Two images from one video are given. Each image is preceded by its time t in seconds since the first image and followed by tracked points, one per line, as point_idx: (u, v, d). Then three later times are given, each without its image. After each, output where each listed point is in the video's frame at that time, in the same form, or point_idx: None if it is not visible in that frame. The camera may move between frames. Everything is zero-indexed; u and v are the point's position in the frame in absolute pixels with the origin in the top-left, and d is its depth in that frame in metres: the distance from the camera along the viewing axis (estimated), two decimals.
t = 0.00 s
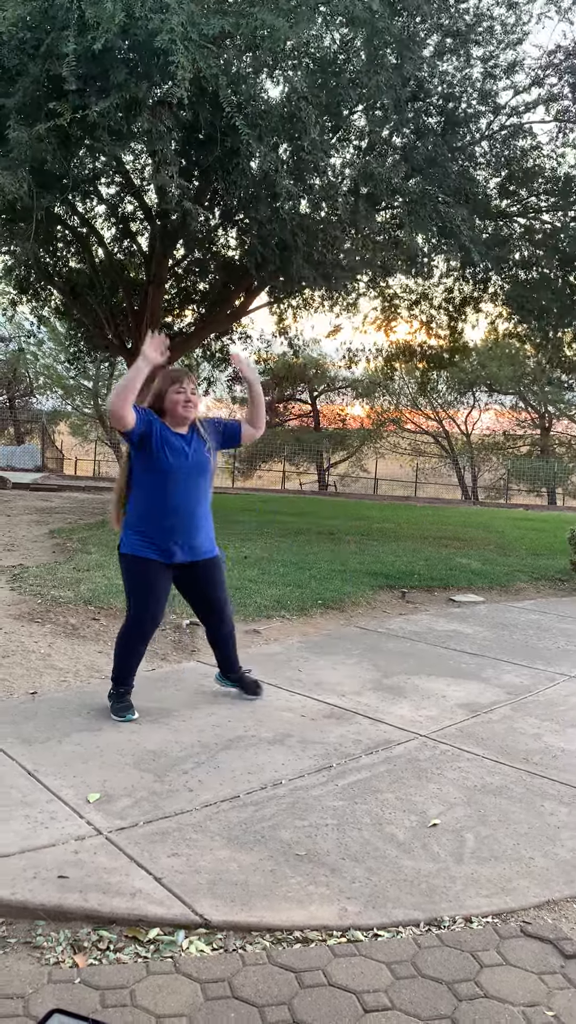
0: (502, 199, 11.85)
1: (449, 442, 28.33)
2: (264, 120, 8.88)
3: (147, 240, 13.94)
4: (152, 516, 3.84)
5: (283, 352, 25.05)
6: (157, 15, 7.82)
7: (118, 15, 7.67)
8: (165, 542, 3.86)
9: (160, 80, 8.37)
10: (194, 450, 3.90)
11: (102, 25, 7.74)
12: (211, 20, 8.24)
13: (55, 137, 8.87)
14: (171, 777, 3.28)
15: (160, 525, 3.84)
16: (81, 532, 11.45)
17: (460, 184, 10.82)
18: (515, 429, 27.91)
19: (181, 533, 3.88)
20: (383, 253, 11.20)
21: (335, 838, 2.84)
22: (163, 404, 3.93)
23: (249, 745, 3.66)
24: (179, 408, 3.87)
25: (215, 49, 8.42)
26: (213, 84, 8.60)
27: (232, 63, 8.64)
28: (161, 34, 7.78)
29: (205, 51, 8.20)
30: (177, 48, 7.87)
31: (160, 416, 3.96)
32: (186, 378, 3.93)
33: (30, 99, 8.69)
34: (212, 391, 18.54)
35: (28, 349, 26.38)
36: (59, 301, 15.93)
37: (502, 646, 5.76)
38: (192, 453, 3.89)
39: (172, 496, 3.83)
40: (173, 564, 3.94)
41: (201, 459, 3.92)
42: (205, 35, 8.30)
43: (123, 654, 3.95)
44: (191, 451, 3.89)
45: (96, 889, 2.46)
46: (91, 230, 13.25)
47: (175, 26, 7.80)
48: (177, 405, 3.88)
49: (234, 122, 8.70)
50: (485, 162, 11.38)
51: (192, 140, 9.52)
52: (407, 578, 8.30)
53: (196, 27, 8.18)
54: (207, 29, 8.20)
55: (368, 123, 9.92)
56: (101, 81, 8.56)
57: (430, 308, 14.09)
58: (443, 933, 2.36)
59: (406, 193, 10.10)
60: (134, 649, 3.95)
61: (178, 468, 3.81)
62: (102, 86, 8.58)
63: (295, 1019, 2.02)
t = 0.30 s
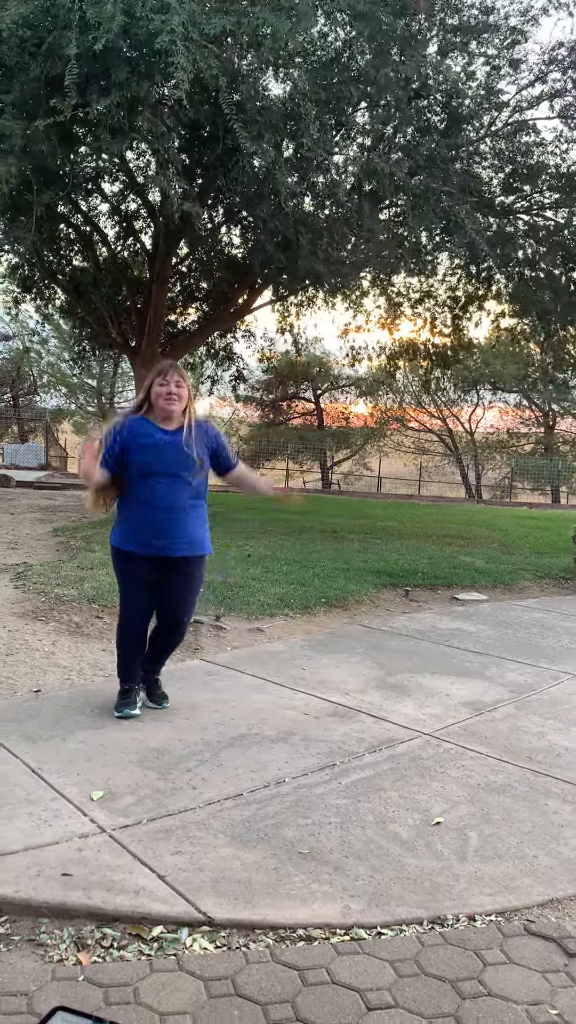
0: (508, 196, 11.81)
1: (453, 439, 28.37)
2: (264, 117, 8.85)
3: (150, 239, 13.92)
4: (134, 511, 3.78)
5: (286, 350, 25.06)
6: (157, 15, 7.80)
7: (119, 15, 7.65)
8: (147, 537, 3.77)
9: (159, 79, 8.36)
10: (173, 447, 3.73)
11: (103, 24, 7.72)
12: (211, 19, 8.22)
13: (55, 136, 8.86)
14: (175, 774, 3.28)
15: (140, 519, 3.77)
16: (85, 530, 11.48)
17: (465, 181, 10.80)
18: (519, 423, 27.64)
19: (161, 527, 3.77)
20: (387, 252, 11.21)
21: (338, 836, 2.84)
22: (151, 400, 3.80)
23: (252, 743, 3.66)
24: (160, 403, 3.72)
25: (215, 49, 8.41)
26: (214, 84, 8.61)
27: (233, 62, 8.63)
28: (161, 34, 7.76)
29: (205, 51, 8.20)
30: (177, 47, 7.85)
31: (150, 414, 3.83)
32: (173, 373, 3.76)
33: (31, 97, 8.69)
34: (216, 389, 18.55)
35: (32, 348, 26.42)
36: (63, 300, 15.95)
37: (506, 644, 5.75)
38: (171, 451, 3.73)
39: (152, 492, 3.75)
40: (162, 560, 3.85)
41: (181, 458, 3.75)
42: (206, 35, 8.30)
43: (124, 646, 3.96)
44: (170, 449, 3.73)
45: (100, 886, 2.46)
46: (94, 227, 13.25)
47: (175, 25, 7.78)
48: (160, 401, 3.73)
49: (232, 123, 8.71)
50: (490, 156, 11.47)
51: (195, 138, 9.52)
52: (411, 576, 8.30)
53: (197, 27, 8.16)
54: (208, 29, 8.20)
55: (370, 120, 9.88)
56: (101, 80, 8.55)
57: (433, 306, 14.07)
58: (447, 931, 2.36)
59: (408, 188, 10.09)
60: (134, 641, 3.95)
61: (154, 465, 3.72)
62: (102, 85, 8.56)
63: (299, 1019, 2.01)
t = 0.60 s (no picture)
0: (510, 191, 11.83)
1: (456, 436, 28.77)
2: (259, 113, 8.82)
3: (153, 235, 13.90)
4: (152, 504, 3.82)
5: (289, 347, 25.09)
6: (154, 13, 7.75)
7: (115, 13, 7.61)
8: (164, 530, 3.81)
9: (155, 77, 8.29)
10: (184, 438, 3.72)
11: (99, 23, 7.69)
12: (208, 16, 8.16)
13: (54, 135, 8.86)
14: (178, 771, 3.29)
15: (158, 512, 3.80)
16: (89, 527, 11.50)
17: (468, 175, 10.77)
18: (522, 422, 28.12)
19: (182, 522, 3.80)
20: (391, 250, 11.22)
21: (341, 832, 2.84)
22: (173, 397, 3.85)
23: (256, 740, 3.66)
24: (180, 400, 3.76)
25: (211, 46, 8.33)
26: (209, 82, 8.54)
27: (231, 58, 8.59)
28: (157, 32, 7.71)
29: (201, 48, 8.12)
30: (175, 45, 7.80)
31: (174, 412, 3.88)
32: (190, 368, 3.81)
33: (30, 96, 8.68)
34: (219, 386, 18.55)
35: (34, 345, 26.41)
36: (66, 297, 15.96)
37: (509, 641, 5.75)
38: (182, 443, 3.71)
39: (174, 486, 3.77)
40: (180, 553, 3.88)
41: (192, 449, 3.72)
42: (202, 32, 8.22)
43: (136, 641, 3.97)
44: (178, 438, 3.72)
45: (103, 883, 2.46)
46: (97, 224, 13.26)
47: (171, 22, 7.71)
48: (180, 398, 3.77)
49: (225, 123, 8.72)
50: (495, 148, 11.46)
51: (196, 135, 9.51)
52: (414, 572, 8.31)
53: (194, 24, 8.08)
54: (204, 25, 8.13)
55: (373, 117, 9.91)
56: (99, 78, 8.51)
57: (436, 302, 14.05)
58: (450, 928, 2.36)
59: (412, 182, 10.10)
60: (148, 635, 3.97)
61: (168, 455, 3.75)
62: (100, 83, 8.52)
63: (303, 1017, 2.01)
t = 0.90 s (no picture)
0: (511, 188, 11.80)
1: (459, 431, 29.06)
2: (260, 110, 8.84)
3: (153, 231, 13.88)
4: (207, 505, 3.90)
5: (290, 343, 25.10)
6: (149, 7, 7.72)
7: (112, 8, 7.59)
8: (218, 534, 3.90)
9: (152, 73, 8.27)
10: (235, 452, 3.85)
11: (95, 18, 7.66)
12: (204, 11, 8.13)
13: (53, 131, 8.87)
14: (180, 767, 3.29)
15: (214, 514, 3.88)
16: (91, 524, 11.51)
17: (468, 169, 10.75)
18: (525, 417, 28.20)
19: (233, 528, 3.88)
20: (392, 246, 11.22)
21: (344, 828, 2.84)
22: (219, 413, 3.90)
23: (258, 736, 3.66)
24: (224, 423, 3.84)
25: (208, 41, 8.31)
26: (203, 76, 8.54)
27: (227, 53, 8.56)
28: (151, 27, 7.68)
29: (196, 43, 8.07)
30: (168, 39, 7.76)
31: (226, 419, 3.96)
32: (227, 387, 3.81)
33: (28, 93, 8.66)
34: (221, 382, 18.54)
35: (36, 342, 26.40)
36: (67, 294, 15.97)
37: (511, 636, 5.75)
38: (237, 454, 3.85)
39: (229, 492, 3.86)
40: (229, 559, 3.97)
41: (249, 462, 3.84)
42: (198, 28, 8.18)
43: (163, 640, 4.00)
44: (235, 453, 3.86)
45: (105, 879, 2.47)
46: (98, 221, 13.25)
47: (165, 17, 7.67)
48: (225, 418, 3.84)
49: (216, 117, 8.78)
50: (498, 141, 11.42)
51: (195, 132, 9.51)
52: (416, 568, 8.32)
53: (189, 19, 8.05)
54: (199, 20, 8.07)
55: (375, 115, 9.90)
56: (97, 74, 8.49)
57: (438, 298, 14.02)
58: (452, 923, 2.36)
59: (414, 181, 9.96)
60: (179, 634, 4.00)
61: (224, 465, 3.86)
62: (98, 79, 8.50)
63: (305, 1013, 2.01)
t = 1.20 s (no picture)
0: (511, 183, 11.82)
1: (459, 427, 29.04)
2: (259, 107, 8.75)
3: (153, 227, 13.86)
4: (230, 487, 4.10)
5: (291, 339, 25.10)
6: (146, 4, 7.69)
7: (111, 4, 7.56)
8: (238, 518, 4.07)
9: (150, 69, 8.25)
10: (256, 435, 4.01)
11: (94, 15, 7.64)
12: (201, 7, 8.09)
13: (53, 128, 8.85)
14: (182, 763, 3.29)
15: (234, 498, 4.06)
16: (92, 520, 11.51)
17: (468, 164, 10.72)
18: (525, 413, 28.24)
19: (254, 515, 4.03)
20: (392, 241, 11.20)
21: (345, 823, 2.84)
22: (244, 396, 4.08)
23: (260, 731, 3.67)
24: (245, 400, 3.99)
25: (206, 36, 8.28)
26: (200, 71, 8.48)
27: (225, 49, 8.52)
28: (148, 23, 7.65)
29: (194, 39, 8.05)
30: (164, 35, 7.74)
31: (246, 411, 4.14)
32: (258, 368, 4.01)
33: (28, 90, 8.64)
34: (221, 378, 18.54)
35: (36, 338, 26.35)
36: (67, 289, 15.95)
37: (512, 631, 5.75)
38: (259, 438, 4.01)
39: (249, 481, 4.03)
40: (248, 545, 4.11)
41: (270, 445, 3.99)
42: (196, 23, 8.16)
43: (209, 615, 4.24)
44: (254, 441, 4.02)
45: (106, 874, 2.47)
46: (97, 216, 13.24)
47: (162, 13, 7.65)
48: (247, 396, 4.00)
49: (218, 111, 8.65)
50: (498, 135, 11.38)
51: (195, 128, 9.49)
52: (416, 564, 8.32)
53: (187, 14, 8.02)
54: (197, 17, 8.09)
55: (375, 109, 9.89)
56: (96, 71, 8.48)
57: (438, 293, 14.01)
58: (454, 917, 2.37)
59: (414, 178, 9.93)
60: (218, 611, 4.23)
61: (244, 449, 4.03)
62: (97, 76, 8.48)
63: (307, 1006, 2.02)
